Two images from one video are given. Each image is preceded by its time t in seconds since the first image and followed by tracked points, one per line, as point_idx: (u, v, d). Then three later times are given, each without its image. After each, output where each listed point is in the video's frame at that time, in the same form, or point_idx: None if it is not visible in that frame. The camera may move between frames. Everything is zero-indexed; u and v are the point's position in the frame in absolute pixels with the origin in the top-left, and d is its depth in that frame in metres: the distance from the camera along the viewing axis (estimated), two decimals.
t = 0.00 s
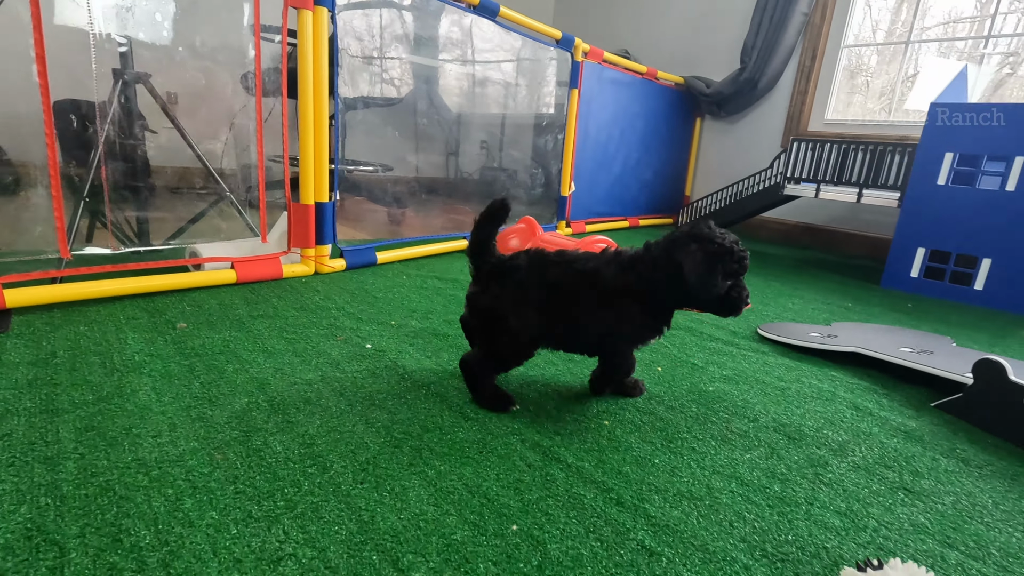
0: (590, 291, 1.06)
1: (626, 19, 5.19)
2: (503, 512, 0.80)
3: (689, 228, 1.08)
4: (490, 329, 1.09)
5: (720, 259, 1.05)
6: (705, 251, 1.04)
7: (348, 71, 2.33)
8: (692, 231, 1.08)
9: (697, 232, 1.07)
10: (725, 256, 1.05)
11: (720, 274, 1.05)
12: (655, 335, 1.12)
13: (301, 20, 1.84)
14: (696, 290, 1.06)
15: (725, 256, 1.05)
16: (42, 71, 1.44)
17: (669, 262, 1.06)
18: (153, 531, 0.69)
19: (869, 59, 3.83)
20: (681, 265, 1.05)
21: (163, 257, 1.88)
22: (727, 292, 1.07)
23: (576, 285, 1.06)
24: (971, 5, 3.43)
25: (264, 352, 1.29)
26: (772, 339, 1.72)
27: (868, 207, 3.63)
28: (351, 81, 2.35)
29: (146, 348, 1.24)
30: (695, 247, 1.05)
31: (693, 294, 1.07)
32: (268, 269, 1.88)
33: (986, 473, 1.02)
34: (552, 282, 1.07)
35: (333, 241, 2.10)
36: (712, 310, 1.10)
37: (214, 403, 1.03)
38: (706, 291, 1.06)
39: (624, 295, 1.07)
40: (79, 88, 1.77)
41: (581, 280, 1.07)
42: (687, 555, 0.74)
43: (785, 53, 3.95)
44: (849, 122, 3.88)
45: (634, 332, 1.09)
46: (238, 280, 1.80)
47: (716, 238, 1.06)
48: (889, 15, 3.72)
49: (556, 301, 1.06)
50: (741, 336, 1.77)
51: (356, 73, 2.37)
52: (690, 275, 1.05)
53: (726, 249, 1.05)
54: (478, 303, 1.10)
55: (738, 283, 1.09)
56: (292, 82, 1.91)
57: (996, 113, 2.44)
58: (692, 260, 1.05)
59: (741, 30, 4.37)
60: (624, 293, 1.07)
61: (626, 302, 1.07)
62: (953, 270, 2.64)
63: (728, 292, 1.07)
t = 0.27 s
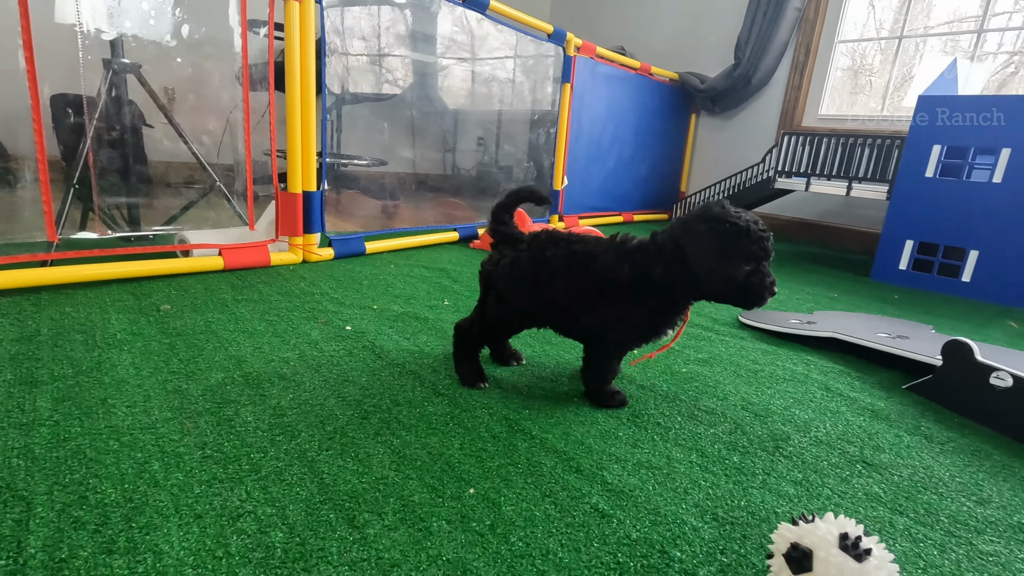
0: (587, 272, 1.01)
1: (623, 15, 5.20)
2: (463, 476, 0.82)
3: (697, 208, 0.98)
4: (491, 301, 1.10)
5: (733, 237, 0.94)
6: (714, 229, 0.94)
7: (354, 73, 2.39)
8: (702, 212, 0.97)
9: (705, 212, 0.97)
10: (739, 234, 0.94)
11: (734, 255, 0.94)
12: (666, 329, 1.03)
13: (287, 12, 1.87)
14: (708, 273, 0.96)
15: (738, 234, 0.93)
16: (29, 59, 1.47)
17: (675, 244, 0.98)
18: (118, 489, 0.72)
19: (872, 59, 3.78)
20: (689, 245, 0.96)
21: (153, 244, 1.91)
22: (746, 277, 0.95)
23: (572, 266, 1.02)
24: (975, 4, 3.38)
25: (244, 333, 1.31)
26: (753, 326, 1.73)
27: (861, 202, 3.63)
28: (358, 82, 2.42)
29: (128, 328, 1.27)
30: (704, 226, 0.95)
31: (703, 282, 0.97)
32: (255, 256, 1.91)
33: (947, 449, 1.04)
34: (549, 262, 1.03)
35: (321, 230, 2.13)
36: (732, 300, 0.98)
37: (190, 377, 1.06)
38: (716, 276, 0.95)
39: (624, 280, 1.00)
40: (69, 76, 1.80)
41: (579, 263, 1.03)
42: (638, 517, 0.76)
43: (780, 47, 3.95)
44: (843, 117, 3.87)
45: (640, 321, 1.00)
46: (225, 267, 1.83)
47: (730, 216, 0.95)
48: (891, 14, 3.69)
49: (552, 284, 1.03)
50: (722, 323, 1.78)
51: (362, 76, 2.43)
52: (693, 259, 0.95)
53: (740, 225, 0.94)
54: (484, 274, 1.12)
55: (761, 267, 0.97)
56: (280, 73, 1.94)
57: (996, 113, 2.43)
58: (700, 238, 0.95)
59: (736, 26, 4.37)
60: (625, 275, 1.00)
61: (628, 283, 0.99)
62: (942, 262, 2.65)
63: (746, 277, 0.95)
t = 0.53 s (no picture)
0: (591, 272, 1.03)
1: (621, 16, 5.22)
2: (437, 463, 0.85)
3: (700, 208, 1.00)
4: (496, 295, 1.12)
5: (734, 240, 0.95)
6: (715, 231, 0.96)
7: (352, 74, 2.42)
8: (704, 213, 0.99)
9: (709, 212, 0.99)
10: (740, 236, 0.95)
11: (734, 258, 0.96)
12: (663, 330, 1.05)
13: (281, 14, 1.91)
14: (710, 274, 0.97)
15: (739, 238, 0.95)
16: (25, 59, 1.50)
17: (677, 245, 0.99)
18: (102, 473, 0.75)
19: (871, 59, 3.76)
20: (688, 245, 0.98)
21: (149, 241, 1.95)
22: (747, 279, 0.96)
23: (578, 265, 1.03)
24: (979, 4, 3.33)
25: (234, 327, 1.34)
26: (738, 323, 1.75)
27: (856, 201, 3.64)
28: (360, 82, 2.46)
29: (121, 321, 1.30)
30: (706, 229, 0.97)
31: (700, 284, 0.98)
32: (249, 253, 1.94)
33: (916, 441, 1.06)
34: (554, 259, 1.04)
35: (314, 227, 2.17)
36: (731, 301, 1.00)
37: (178, 368, 1.09)
38: (716, 277, 0.97)
39: (626, 281, 1.01)
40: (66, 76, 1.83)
41: (580, 261, 1.04)
42: (604, 502, 0.78)
43: (776, 47, 3.96)
44: (839, 117, 3.87)
45: (638, 323, 1.01)
46: (219, 263, 1.86)
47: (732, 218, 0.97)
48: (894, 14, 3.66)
49: (551, 281, 1.04)
50: (708, 320, 1.80)
51: (364, 76, 2.47)
52: (694, 260, 0.97)
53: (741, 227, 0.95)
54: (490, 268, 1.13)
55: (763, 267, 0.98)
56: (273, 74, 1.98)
57: (997, 113, 2.42)
58: (701, 240, 0.97)
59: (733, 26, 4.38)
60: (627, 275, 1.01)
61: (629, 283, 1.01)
62: (932, 261, 2.67)
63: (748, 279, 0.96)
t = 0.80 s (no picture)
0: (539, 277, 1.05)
1: (618, 18, 5.24)
2: (409, 460, 0.87)
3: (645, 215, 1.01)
4: (454, 294, 1.14)
5: (674, 250, 0.98)
6: (656, 240, 0.98)
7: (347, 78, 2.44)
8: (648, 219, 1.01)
9: (652, 218, 1.00)
10: (680, 246, 0.97)
11: (675, 267, 0.98)
12: (611, 329, 1.07)
13: (272, 21, 1.95)
14: (650, 283, 0.99)
15: (678, 247, 0.97)
16: (18, 64, 1.53)
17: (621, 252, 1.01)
18: (82, 469, 0.78)
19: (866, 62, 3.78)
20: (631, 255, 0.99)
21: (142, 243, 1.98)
22: (687, 288, 0.99)
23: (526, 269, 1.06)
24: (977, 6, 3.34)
25: (221, 327, 1.37)
26: (722, 325, 1.77)
27: (850, 203, 3.65)
28: (361, 84, 2.49)
29: (110, 322, 1.33)
30: (648, 237, 0.99)
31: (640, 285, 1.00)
32: (241, 254, 1.97)
33: (885, 442, 1.08)
34: (504, 263, 1.06)
35: (306, 229, 2.20)
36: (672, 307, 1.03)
37: (163, 368, 1.11)
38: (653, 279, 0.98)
39: (573, 281, 1.03)
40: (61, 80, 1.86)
41: (534, 261, 1.05)
42: (569, 499, 0.80)
43: (771, 50, 3.98)
44: (834, 120, 3.88)
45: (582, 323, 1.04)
46: (211, 265, 1.89)
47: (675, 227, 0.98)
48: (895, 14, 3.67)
49: (508, 280, 1.06)
50: (693, 321, 1.82)
51: (365, 77, 2.50)
52: (633, 259, 0.99)
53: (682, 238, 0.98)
54: (450, 268, 1.14)
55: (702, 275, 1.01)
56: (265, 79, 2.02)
57: (996, 113, 2.41)
58: (642, 249, 0.98)
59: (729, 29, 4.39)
60: (573, 281, 1.04)
61: (575, 290, 1.03)
62: (923, 264, 2.68)
63: (686, 288, 0.99)
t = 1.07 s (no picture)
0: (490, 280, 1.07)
1: (617, 19, 5.25)
2: (389, 458, 0.89)
3: (579, 214, 1.00)
4: (433, 292, 1.16)
5: (603, 250, 0.96)
6: (586, 241, 0.97)
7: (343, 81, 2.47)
8: (582, 218, 1.00)
9: (585, 218, 0.99)
10: (610, 246, 0.96)
11: (606, 268, 0.96)
12: (567, 330, 1.07)
13: (267, 26, 1.98)
14: (585, 284, 0.99)
15: (608, 248, 0.96)
16: (15, 69, 1.56)
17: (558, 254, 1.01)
18: (70, 465, 0.80)
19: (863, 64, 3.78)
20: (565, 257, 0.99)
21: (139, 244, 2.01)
22: (621, 289, 0.97)
23: (478, 272, 1.08)
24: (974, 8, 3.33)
25: (214, 328, 1.39)
26: (710, 326, 1.78)
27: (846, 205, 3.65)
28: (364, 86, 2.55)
29: (105, 322, 1.35)
30: (580, 238, 0.98)
31: (580, 286, 1.00)
32: (236, 255, 1.99)
33: (861, 441, 1.10)
34: (458, 265, 1.09)
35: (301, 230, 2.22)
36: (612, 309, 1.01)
37: (154, 367, 1.14)
38: (586, 279, 0.98)
39: (523, 281, 1.04)
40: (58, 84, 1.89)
41: (502, 257, 1.06)
42: (543, 496, 0.83)
43: (768, 51, 3.99)
44: (831, 121, 3.88)
45: (539, 322, 1.05)
46: (206, 265, 1.92)
47: (604, 226, 0.97)
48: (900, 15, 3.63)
49: (483, 276, 1.08)
50: (682, 322, 1.84)
51: (369, 79, 2.56)
52: (569, 261, 0.99)
53: (611, 237, 0.96)
54: (428, 267, 1.15)
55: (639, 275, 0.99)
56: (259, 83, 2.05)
57: (997, 113, 2.39)
58: (575, 250, 0.98)
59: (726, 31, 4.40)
60: (520, 283, 1.04)
61: (522, 292, 1.04)
62: (916, 265, 2.69)
63: (621, 289, 0.97)
